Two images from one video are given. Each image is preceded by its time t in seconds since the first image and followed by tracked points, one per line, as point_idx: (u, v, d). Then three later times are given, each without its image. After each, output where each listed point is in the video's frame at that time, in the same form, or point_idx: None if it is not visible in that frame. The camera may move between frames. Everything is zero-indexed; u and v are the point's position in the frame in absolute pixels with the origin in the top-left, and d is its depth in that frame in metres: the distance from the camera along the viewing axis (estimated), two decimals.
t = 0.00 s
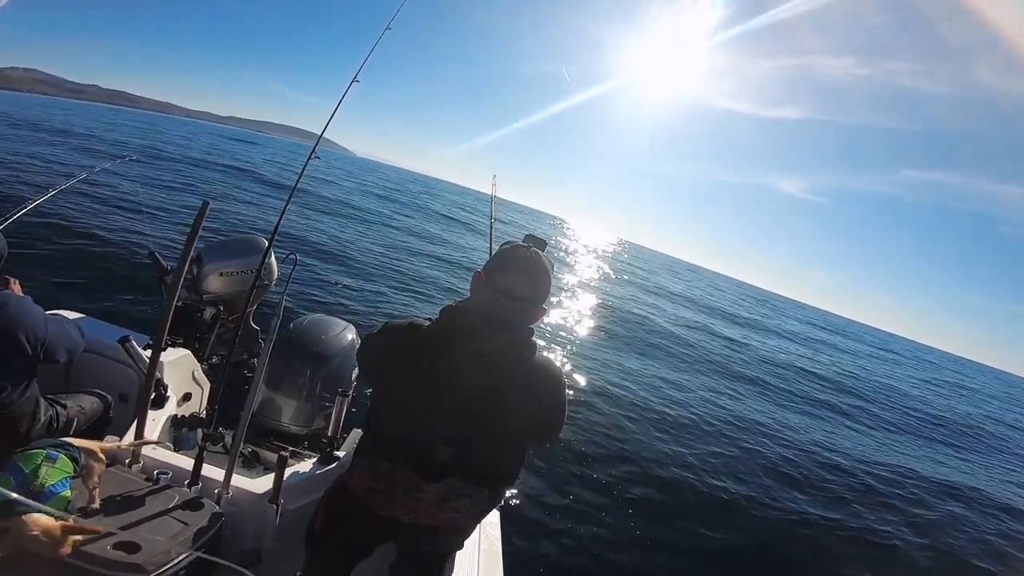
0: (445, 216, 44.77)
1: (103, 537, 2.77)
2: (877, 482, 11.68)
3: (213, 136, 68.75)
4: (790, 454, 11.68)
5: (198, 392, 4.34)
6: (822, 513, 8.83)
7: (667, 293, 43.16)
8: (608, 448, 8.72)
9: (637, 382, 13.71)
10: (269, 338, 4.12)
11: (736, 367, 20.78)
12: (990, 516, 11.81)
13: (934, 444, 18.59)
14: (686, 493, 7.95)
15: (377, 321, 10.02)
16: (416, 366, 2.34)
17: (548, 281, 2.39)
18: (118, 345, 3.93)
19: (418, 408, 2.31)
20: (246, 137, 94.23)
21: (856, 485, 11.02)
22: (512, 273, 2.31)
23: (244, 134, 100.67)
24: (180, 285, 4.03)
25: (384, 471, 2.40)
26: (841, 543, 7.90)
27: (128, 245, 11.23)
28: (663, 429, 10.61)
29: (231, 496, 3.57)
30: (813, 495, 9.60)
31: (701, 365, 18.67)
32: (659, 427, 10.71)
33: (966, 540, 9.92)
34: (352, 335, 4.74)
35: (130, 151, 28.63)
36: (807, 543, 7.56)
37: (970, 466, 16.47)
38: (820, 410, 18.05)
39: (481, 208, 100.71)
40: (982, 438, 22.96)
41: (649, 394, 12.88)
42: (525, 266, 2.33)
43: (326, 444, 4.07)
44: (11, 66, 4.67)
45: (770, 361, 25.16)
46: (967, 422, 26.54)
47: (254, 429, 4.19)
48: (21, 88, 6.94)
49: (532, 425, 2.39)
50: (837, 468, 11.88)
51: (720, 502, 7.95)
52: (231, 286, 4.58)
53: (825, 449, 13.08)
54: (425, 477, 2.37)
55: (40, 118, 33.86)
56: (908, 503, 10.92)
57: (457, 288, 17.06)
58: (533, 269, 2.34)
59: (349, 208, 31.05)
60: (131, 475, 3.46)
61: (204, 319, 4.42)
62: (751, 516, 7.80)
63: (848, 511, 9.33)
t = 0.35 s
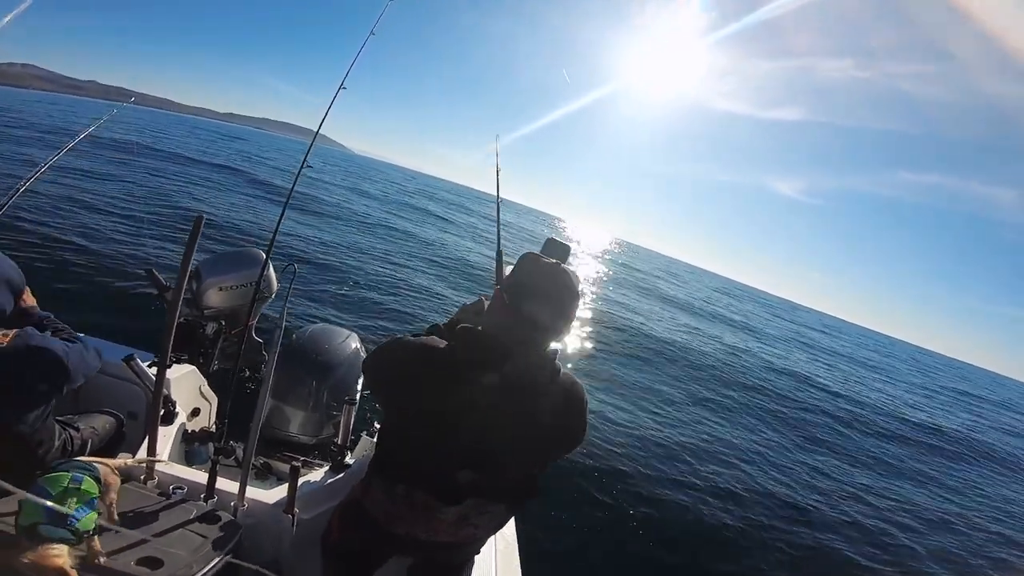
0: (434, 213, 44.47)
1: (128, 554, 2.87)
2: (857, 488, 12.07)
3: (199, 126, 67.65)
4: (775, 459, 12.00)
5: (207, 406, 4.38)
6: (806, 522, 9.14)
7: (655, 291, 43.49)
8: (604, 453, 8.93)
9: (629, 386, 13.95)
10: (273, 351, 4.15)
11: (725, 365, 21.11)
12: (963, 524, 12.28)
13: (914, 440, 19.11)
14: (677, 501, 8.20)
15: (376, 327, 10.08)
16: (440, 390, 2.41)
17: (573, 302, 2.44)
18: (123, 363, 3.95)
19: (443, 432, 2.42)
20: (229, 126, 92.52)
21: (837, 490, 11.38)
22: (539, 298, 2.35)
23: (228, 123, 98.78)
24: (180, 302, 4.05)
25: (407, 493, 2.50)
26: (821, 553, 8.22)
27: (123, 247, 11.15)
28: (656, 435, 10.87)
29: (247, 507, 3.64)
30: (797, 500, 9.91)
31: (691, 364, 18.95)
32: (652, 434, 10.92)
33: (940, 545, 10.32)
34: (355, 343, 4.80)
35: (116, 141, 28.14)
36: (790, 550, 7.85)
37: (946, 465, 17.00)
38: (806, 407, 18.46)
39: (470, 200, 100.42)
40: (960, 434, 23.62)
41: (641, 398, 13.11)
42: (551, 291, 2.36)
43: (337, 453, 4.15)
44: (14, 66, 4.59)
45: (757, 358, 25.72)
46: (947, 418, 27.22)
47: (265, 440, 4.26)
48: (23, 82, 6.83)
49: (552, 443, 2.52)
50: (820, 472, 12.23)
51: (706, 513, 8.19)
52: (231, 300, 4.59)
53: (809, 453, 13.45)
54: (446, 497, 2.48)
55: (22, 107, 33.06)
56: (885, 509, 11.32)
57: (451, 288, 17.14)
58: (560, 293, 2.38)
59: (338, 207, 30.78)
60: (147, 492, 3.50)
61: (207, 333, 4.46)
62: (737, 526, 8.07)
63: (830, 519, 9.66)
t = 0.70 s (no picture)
0: (428, 210, 44.39)
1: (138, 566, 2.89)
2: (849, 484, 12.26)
3: (190, 117, 66.89)
4: (770, 456, 12.17)
5: (210, 416, 4.39)
6: (801, 517, 9.30)
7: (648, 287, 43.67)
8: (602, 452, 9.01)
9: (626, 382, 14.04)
10: (275, 361, 4.16)
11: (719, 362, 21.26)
12: (951, 518, 12.54)
13: (902, 439, 19.43)
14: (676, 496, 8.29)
15: (372, 331, 10.11)
16: (447, 411, 2.38)
17: (585, 332, 2.33)
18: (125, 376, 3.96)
19: (448, 450, 2.40)
20: (220, 117, 91.59)
21: (829, 487, 11.57)
22: (548, 332, 2.24)
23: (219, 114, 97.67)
24: (180, 314, 4.03)
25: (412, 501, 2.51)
26: (817, 548, 8.36)
27: (117, 251, 11.09)
28: (653, 430, 10.97)
29: (254, 517, 3.67)
30: (791, 498, 10.08)
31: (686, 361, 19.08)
32: (649, 429, 11.03)
33: (929, 540, 10.53)
34: (357, 352, 4.81)
35: (113, 135, 28.01)
36: (785, 545, 7.99)
37: (934, 462, 17.31)
38: (798, 406, 18.68)
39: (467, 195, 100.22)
40: (944, 434, 24.06)
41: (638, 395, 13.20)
42: (562, 322, 2.25)
43: (341, 460, 4.16)
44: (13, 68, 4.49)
45: (752, 357, 25.93)
46: (932, 419, 27.67)
47: (269, 450, 4.28)
48: (24, 81, 6.80)
49: (558, 457, 2.52)
50: (813, 469, 12.41)
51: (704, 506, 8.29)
52: (231, 312, 4.57)
53: (802, 450, 13.62)
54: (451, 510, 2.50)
55: (16, 99, 32.75)
56: (877, 504, 11.52)
57: (450, 288, 17.17)
58: (570, 324, 2.27)
59: (332, 203, 30.65)
60: (154, 502, 3.51)
61: (208, 345, 4.45)
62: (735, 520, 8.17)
63: (823, 515, 9.83)
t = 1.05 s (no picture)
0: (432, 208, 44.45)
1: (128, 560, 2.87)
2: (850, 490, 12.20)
3: (196, 111, 67.04)
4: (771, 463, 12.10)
5: (206, 413, 4.36)
6: (801, 525, 9.24)
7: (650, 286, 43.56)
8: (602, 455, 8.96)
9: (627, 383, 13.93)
10: (272, 359, 4.13)
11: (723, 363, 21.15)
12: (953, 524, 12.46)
13: (904, 444, 19.34)
14: (676, 502, 8.24)
15: (371, 329, 10.08)
16: (441, 404, 2.39)
17: (575, 319, 2.37)
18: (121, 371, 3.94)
19: (443, 443, 2.40)
20: (226, 112, 91.94)
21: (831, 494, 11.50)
22: (538, 318, 2.27)
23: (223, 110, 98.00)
24: (178, 310, 4.02)
25: (407, 498, 2.49)
26: (817, 556, 8.32)
27: (120, 248, 11.13)
28: (655, 435, 10.90)
29: (247, 515, 3.63)
30: (792, 504, 10.03)
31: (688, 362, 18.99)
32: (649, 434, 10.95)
33: (931, 548, 10.47)
34: (355, 351, 4.79)
35: (119, 132, 28.13)
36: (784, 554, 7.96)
37: (936, 468, 17.23)
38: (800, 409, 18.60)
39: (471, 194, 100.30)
40: (945, 439, 23.98)
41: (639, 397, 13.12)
42: (552, 307, 2.29)
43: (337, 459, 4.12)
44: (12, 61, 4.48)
45: (756, 358, 25.80)
46: (934, 422, 27.53)
47: (265, 448, 4.25)
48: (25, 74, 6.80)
49: (552, 452, 2.51)
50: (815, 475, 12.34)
51: (703, 513, 8.25)
52: (230, 309, 4.57)
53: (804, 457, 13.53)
54: (447, 505, 2.48)
55: (24, 94, 32.90)
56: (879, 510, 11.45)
57: (452, 286, 17.15)
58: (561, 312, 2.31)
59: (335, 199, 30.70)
60: (146, 499, 3.48)
61: (205, 341, 4.44)
62: (734, 530, 8.12)
63: (823, 522, 9.78)
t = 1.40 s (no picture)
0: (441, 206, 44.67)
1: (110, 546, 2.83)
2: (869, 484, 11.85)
3: (205, 114, 67.67)
4: (787, 455, 11.78)
5: (198, 402, 4.33)
6: (814, 519, 9.05)
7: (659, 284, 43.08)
8: (609, 450, 8.74)
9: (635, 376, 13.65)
10: (267, 349, 4.12)
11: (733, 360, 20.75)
12: (977, 521, 12.08)
13: (920, 440, 18.99)
14: (686, 501, 8.01)
15: (371, 323, 9.99)
16: (439, 379, 2.36)
17: (571, 295, 2.43)
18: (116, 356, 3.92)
19: (440, 418, 2.36)
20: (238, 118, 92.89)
21: (848, 489, 11.17)
22: (536, 290, 2.32)
23: (234, 115, 99.03)
24: (177, 296, 4.02)
25: (402, 478, 2.42)
26: (834, 554, 8.07)
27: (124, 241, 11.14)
28: (664, 429, 10.65)
29: (234, 505, 3.58)
30: (807, 499, 9.77)
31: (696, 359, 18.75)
32: (658, 426, 10.68)
33: (953, 545, 10.16)
34: (351, 345, 4.78)
35: (129, 135, 28.47)
36: (799, 553, 7.73)
37: (957, 466, 16.79)
38: (814, 405, 18.19)
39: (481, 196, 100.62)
40: (964, 437, 23.40)
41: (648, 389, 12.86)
42: (549, 280, 2.35)
43: (328, 452, 4.08)
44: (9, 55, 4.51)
45: (766, 355, 25.51)
46: (950, 418, 27.02)
47: (256, 438, 4.20)
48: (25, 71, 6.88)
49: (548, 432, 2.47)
50: (829, 468, 12.09)
51: (714, 510, 8.03)
52: (229, 296, 4.57)
53: (821, 449, 13.20)
54: (443, 484, 2.42)
55: (37, 98, 33.40)
56: (899, 507, 11.12)
57: (456, 283, 17.15)
58: (557, 286, 2.37)
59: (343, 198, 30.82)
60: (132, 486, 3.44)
61: (202, 329, 4.44)
62: (744, 525, 7.95)
63: (837, 515, 9.57)
